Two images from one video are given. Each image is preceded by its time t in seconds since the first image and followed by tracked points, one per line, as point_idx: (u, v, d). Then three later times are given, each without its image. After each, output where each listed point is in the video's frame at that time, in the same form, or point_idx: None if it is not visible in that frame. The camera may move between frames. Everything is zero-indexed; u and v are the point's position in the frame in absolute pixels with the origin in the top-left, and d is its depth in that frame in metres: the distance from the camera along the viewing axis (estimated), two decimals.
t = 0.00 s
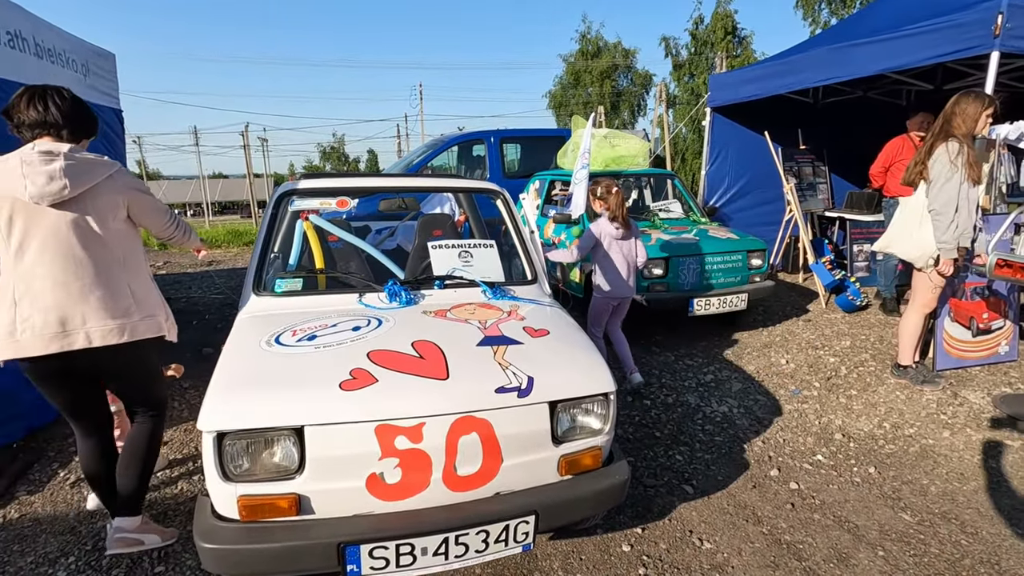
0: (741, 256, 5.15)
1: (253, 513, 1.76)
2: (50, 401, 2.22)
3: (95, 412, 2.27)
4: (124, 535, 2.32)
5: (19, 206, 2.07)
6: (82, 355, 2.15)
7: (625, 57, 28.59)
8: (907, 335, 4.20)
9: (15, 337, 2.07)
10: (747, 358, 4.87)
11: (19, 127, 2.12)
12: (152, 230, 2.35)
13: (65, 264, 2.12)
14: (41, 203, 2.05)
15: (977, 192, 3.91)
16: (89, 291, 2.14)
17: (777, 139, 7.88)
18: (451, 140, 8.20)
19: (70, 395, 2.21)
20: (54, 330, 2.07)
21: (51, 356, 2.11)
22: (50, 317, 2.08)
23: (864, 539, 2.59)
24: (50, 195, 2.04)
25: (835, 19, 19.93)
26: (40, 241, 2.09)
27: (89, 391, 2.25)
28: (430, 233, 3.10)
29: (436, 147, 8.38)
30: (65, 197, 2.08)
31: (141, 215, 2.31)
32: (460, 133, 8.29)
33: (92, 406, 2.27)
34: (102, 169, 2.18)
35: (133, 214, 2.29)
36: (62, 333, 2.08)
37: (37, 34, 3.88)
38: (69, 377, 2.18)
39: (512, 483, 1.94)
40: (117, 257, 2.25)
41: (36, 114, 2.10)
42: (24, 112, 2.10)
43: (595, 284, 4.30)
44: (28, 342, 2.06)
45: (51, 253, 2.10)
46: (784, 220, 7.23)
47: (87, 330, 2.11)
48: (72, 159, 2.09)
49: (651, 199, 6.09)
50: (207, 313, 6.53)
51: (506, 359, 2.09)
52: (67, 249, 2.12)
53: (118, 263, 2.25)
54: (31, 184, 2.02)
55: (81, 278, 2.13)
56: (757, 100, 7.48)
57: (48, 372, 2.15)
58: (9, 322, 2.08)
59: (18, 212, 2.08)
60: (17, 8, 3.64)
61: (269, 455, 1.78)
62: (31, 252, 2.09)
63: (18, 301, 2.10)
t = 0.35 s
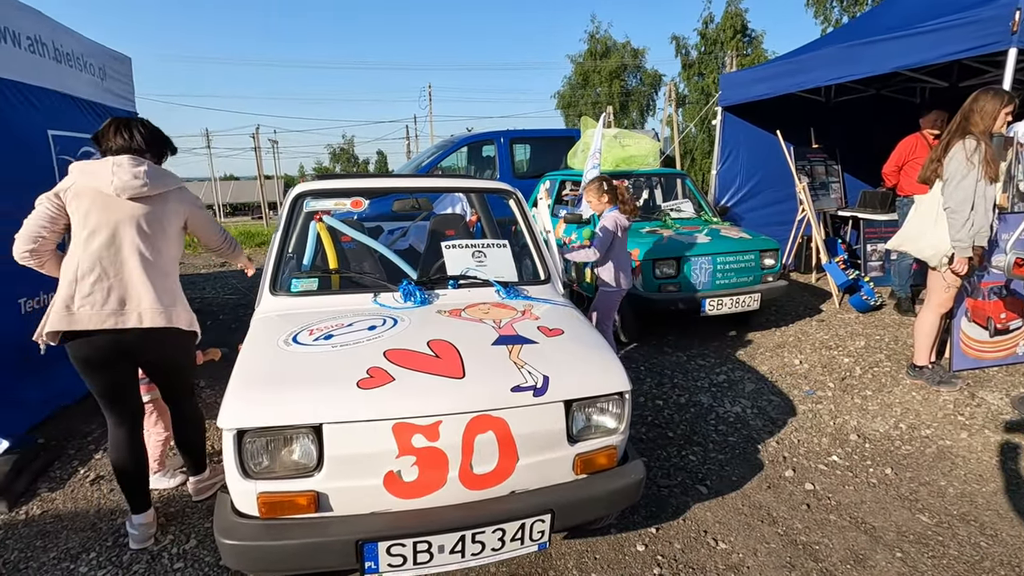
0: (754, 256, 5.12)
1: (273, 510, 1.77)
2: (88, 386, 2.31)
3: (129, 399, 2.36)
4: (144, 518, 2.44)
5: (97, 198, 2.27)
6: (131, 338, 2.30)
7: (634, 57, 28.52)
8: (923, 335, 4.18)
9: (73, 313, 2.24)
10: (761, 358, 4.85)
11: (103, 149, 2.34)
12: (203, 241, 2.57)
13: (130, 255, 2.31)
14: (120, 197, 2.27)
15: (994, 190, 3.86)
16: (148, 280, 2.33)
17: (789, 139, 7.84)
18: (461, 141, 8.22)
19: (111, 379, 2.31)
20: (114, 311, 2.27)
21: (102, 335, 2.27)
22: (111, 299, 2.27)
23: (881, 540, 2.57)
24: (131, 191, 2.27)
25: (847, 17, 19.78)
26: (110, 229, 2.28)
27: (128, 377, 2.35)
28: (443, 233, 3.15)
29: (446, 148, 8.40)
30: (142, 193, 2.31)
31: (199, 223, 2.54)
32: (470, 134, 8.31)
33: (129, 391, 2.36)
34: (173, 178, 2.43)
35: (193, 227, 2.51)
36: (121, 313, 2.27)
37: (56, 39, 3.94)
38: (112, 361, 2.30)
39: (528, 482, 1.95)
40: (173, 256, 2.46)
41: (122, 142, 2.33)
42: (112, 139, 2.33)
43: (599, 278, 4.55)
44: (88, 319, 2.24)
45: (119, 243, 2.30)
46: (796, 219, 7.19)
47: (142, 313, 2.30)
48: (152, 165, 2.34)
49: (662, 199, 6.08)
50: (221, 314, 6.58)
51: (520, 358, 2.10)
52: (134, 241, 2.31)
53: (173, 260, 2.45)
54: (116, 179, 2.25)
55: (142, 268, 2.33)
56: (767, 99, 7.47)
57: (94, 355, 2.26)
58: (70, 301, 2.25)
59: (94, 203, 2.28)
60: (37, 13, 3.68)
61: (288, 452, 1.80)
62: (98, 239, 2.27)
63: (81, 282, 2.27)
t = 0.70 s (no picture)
0: (763, 256, 5.15)
1: (299, 501, 1.84)
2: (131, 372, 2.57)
3: (164, 388, 2.61)
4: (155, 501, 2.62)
5: (168, 198, 2.63)
6: (195, 315, 2.60)
7: (641, 58, 28.53)
8: (932, 334, 4.20)
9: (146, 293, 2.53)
10: (770, 358, 4.88)
11: (167, 168, 2.73)
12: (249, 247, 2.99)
13: (197, 244, 2.65)
14: (190, 197, 2.65)
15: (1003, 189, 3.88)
16: (211, 266, 2.66)
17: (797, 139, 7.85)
18: (469, 143, 8.28)
19: (150, 368, 2.56)
20: (182, 289, 2.57)
21: (169, 312, 2.55)
22: (180, 279, 2.57)
23: (891, 535, 2.60)
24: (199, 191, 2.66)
25: (855, 16, 19.72)
26: (180, 222, 2.62)
27: (166, 367, 2.60)
28: (456, 234, 3.20)
29: (455, 149, 8.46)
30: (208, 194, 2.70)
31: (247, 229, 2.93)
32: (479, 136, 8.37)
33: (165, 381, 2.61)
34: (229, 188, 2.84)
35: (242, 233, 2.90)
36: (188, 291, 2.57)
37: (78, 47, 4.03)
38: (156, 350, 2.56)
39: (544, 476, 2.00)
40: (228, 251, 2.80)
41: (185, 165, 2.74)
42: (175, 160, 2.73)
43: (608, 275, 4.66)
44: (161, 298, 2.54)
45: (186, 236, 2.64)
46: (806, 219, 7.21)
47: (206, 293, 2.61)
48: (213, 176, 2.76)
49: (670, 200, 6.12)
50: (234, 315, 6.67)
51: (536, 355, 2.16)
52: (196, 233, 2.66)
53: (229, 254, 2.79)
54: (188, 182, 2.65)
55: (206, 255, 2.66)
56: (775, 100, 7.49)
57: (142, 342, 2.53)
58: (142, 283, 2.53)
59: (165, 202, 2.64)
60: (58, 21, 3.75)
61: (313, 446, 1.86)
62: (169, 230, 2.60)
63: (153, 267, 2.57)
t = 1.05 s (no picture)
0: (769, 256, 5.22)
1: (326, 486, 1.93)
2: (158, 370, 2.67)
3: (189, 385, 2.70)
4: (174, 492, 2.72)
5: (191, 203, 2.77)
6: (218, 309, 2.69)
7: (646, 61, 28.62)
8: (936, 332, 4.27)
9: (172, 291, 2.64)
10: (776, 356, 4.95)
11: (190, 178, 2.88)
12: (270, 249, 3.13)
13: (218, 243, 2.76)
14: (211, 202, 2.79)
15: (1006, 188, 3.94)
16: (232, 263, 2.78)
17: (802, 141, 7.92)
18: (477, 146, 8.38)
19: (176, 365, 2.66)
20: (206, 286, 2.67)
21: (194, 307, 2.65)
22: (203, 276, 2.68)
23: (895, 526, 2.66)
24: (219, 196, 2.79)
25: (860, 18, 19.75)
26: (202, 224, 2.75)
27: (191, 365, 2.70)
28: (468, 235, 3.29)
29: (463, 152, 8.56)
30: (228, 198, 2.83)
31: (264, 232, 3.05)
32: (486, 139, 8.47)
33: (189, 378, 2.70)
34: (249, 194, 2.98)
35: (261, 236, 3.03)
36: (211, 288, 2.68)
37: (100, 54, 4.13)
38: (181, 348, 2.66)
39: (558, 464, 2.09)
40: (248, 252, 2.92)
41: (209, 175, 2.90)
42: (200, 172, 2.89)
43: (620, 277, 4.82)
44: (186, 294, 2.65)
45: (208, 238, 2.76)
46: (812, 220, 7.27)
47: (228, 289, 2.72)
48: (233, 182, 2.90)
49: (677, 201, 6.20)
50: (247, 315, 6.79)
51: (550, 349, 2.24)
52: (218, 235, 2.78)
53: (249, 254, 2.90)
54: (209, 187, 2.79)
55: (227, 254, 2.77)
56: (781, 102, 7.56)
57: (168, 341, 2.63)
58: (168, 281, 2.65)
59: (189, 207, 2.78)
60: (82, 29, 3.84)
61: (339, 434, 1.95)
62: (192, 232, 2.72)
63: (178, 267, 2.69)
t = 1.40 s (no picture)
0: (772, 257, 5.30)
1: (347, 475, 2.03)
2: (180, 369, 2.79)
3: (209, 382, 2.81)
4: (197, 485, 2.82)
5: (208, 212, 2.94)
6: (228, 307, 2.76)
7: (651, 64, 28.71)
8: (937, 331, 4.34)
9: (186, 291, 2.76)
10: (780, 356, 5.03)
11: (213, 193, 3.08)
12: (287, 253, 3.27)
13: (231, 246, 2.88)
14: (226, 209, 2.94)
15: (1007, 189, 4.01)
16: (243, 264, 2.87)
17: (806, 143, 7.99)
18: (484, 150, 8.50)
19: (196, 363, 2.77)
20: (217, 284, 2.77)
21: (206, 305, 2.74)
22: (214, 275, 2.79)
23: (894, 518, 2.74)
24: (233, 203, 2.95)
25: (866, 20, 19.79)
26: (217, 229, 2.90)
27: (211, 363, 2.81)
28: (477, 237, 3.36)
29: (470, 156, 8.68)
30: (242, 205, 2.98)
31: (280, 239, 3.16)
32: (493, 143, 8.59)
33: (209, 375, 2.81)
34: (266, 203, 3.12)
35: (278, 239, 3.17)
36: (222, 286, 2.77)
37: (121, 64, 4.28)
38: (201, 347, 2.77)
39: (566, 454, 2.18)
40: (262, 255, 3.02)
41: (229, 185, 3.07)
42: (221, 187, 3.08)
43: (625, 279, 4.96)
44: (199, 293, 2.76)
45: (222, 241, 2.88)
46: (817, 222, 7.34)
47: (239, 287, 2.80)
48: (249, 192, 3.06)
49: (682, 203, 6.29)
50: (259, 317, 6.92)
51: (559, 345, 2.34)
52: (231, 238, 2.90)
53: (262, 257, 3.00)
54: (225, 196, 2.96)
55: (239, 255, 2.88)
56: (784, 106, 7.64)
57: (187, 340, 2.74)
58: (184, 282, 2.78)
59: (207, 214, 2.93)
60: (104, 40, 3.97)
61: (359, 425, 2.06)
62: (207, 237, 2.87)
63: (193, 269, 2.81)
